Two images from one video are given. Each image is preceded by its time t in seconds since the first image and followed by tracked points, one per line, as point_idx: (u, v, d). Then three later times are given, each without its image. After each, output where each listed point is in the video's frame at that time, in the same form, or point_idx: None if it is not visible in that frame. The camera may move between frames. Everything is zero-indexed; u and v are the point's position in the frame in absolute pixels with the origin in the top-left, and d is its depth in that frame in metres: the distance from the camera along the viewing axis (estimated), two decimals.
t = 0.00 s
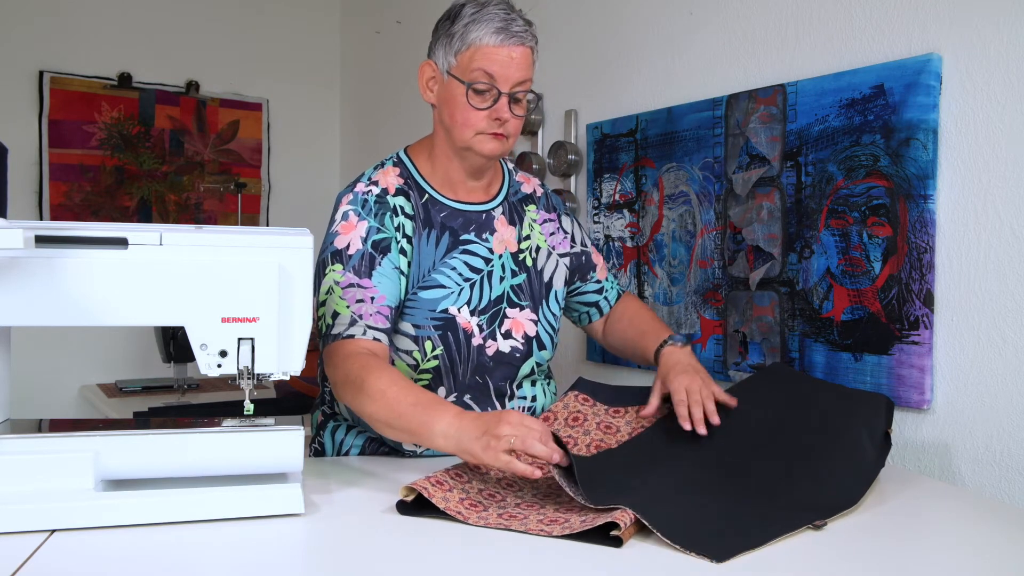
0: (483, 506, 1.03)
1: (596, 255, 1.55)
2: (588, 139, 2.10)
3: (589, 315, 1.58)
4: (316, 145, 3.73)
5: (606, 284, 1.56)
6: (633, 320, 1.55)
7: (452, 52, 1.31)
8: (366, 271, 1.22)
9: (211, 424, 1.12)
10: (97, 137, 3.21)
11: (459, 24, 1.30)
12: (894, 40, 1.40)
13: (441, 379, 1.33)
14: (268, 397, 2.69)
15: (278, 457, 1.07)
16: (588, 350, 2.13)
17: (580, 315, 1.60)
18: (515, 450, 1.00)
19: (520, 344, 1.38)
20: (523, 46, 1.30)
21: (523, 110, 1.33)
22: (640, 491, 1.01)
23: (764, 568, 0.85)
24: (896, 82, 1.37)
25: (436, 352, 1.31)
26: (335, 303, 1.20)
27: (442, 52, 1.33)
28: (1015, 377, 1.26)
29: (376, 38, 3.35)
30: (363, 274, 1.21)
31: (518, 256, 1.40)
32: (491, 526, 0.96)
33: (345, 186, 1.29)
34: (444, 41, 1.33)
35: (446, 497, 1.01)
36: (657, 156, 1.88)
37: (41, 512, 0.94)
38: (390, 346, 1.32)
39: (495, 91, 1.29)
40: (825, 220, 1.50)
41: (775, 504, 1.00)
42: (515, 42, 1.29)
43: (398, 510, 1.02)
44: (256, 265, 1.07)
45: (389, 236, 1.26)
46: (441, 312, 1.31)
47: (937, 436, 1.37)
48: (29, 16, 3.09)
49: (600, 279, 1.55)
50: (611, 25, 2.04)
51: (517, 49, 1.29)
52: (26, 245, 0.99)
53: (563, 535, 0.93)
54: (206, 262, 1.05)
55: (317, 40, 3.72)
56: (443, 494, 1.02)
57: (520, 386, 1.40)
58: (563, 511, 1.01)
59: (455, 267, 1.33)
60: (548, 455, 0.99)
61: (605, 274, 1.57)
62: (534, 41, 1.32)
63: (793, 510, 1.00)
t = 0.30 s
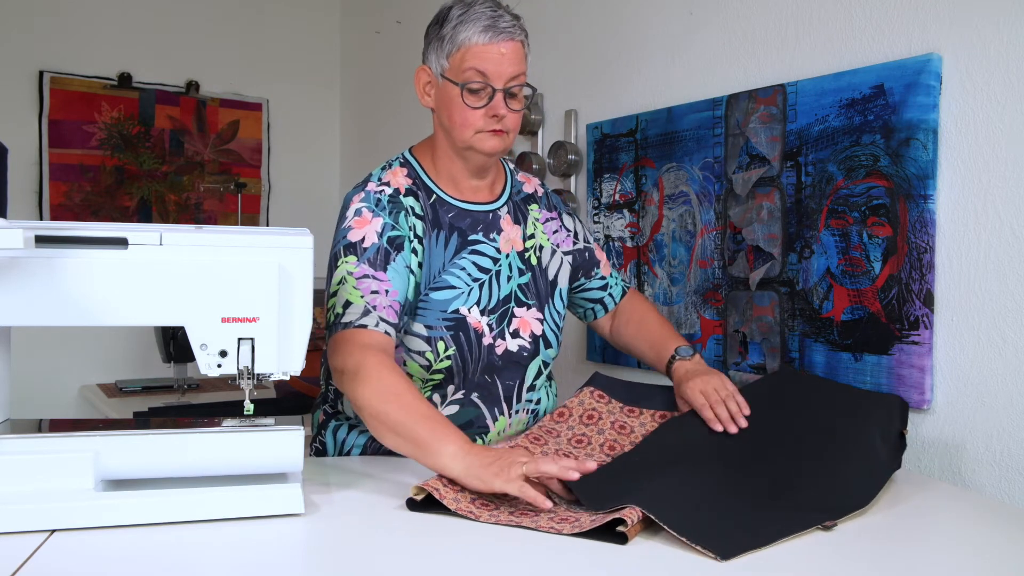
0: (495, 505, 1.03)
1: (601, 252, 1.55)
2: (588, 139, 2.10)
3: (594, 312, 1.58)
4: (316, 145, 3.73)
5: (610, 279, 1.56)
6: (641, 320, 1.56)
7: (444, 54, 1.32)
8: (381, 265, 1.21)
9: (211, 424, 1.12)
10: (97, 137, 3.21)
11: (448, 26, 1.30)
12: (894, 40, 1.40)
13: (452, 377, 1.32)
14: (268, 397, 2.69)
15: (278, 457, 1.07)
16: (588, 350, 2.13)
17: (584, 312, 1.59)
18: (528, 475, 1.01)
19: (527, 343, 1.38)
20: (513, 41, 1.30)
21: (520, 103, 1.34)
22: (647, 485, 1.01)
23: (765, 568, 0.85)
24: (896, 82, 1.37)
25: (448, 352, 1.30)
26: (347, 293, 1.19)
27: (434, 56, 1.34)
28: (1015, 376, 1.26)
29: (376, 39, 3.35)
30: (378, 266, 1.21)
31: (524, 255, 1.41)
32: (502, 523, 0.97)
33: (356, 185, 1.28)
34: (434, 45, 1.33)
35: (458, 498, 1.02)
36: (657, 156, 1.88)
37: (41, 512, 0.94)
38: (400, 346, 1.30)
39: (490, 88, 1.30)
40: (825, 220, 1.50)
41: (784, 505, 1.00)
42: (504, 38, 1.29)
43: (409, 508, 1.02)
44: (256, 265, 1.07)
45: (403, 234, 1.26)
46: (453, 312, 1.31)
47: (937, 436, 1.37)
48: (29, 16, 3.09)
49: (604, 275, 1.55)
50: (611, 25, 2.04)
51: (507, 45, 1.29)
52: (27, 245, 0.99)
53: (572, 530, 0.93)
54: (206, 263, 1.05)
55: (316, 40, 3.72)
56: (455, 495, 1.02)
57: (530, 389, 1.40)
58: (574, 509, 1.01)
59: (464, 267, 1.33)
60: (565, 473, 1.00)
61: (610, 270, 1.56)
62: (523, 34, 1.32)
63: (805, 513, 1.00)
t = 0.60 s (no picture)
0: (495, 502, 1.03)
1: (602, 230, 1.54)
2: (588, 139, 2.10)
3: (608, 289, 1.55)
4: (316, 145, 3.73)
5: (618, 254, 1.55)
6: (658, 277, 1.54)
7: (433, 56, 1.33)
8: (394, 253, 1.19)
9: (211, 424, 1.12)
10: (97, 137, 3.21)
11: (435, 28, 1.31)
12: (894, 40, 1.40)
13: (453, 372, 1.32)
14: (268, 397, 2.69)
15: (279, 457, 1.07)
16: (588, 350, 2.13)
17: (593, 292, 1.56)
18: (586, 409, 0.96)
19: (527, 336, 1.38)
20: (499, 38, 1.30)
21: (511, 100, 1.34)
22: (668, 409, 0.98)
23: (765, 567, 0.85)
24: (896, 82, 1.37)
25: (452, 345, 1.31)
26: (366, 280, 1.14)
27: (424, 58, 1.35)
28: (1015, 376, 1.26)
29: (376, 39, 3.35)
30: (392, 254, 1.19)
31: (521, 250, 1.41)
32: (502, 522, 0.96)
33: (358, 182, 1.26)
34: (423, 48, 1.35)
35: (459, 493, 1.02)
36: (657, 156, 1.88)
37: (41, 512, 0.94)
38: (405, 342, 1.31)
39: (479, 88, 1.30)
40: (825, 220, 1.50)
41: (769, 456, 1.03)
42: (490, 36, 1.29)
43: (410, 506, 1.03)
44: (256, 265, 1.07)
45: (410, 225, 1.26)
46: (455, 306, 1.31)
47: (937, 436, 1.37)
48: (29, 16, 3.09)
49: (611, 250, 1.54)
50: (611, 25, 2.04)
51: (494, 43, 1.30)
52: (26, 245, 0.99)
53: (572, 531, 0.93)
54: (206, 263, 1.05)
55: (317, 40, 3.72)
56: (456, 490, 1.03)
57: (530, 382, 1.40)
58: (574, 506, 1.01)
59: (466, 261, 1.33)
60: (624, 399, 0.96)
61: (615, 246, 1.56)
62: (510, 30, 1.32)
63: (785, 471, 1.05)
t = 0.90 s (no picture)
0: (494, 502, 1.03)
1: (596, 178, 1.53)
2: (588, 139, 2.10)
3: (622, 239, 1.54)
4: (316, 145, 3.73)
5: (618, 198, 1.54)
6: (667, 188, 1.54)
7: (417, 58, 1.31)
8: (386, 251, 1.20)
9: (211, 424, 1.12)
10: (97, 137, 3.21)
11: (415, 29, 1.29)
12: (894, 40, 1.40)
13: (455, 369, 1.35)
14: (268, 397, 2.69)
15: (279, 457, 1.07)
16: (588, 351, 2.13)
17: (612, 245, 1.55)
18: (559, 257, 0.99)
19: (526, 325, 1.40)
20: (480, 35, 1.28)
21: (498, 96, 1.32)
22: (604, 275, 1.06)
23: (765, 567, 0.85)
24: (896, 82, 1.37)
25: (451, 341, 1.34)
26: (357, 282, 1.14)
27: (407, 60, 1.33)
28: (1015, 376, 1.26)
29: (376, 39, 3.35)
30: (383, 253, 1.19)
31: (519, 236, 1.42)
32: (502, 523, 0.96)
33: (351, 186, 1.27)
34: (405, 50, 1.33)
35: (458, 493, 1.02)
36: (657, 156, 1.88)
37: (40, 512, 0.94)
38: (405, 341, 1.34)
39: (464, 88, 1.28)
40: (825, 220, 1.50)
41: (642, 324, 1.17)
42: (471, 34, 1.27)
43: (410, 506, 1.03)
44: (256, 265, 1.07)
45: (402, 224, 1.27)
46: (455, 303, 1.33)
47: (937, 436, 1.37)
48: (29, 16, 3.09)
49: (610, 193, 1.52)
50: (611, 25, 2.04)
51: (475, 40, 1.28)
52: (27, 246, 0.99)
53: (572, 531, 0.94)
54: (206, 263, 1.05)
55: (317, 41, 3.72)
56: (455, 490, 1.03)
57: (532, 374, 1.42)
58: (573, 506, 1.01)
59: (465, 258, 1.35)
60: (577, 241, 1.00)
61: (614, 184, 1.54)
62: (490, 25, 1.30)
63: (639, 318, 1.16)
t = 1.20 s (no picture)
0: (490, 498, 1.04)
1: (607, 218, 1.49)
2: (588, 139, 2.10)
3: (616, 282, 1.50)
4: (316, 145, 3.72)
5: (623, 244, 1.49)
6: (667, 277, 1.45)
7: (402, 67, 1.33)
8: (394, 256, 1.22)
9: (211, 424, 1.12)
10: (97, 137, 3.21)
11: (398, 38, 1.31)
12: (894, 40, 1.40)
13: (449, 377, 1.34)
14: (268, 397, 2.68)
15: (279, 457, 1.07)
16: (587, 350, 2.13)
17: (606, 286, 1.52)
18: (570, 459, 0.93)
19: (527, 337, 1.38)
20: (460, 34, 1.29)
21: (486, 93, 1.32)
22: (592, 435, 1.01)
23: (765, 567, 0.85)
24: (896, 83, 1.37)
25: (446, 349, 1.32)
26: (368, 288, 1.15)
27: (395, 70, 1.35)
28: (1015, 376, 1.26)
29: (376, 38, 3.35)
30: (391, 258, 1.21)
31: (523, 246, 1.40)
32: (495, 518, 0.97)
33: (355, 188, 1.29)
34: (391, 59, 1.35)
35: (455, 488, 1.03)
36: (657, 156, 1.88)
37: (40, 512, 0.94)
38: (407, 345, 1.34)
39: (451, 89, 1.29)
40: (825, 220, 1.50)
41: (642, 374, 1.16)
42: (451, 34, 1.28)
43: (409, 506, 1.03)
44: (256, 265, 1.07)
45: (407, 228, 1.28)
46: (450, 311, 1.32)
47: (937, 436, 1.37)
48: (29, 16, 3.09)
49: (616, 241, 1.48)
50: (611, 25, 2.04)
51: (455, 39, 1.28)
52: (27, 246, 0.99)
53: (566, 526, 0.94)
54: (206, 263, 1.05)
55: (317, 41, 3.72)
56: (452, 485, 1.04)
57: (529, 382, 1.39)
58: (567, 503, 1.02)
59: (463, 264, 1.34)
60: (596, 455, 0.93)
61: (622, 235, 1.49)
62: (470, 23, 1.30)
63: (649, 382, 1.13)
